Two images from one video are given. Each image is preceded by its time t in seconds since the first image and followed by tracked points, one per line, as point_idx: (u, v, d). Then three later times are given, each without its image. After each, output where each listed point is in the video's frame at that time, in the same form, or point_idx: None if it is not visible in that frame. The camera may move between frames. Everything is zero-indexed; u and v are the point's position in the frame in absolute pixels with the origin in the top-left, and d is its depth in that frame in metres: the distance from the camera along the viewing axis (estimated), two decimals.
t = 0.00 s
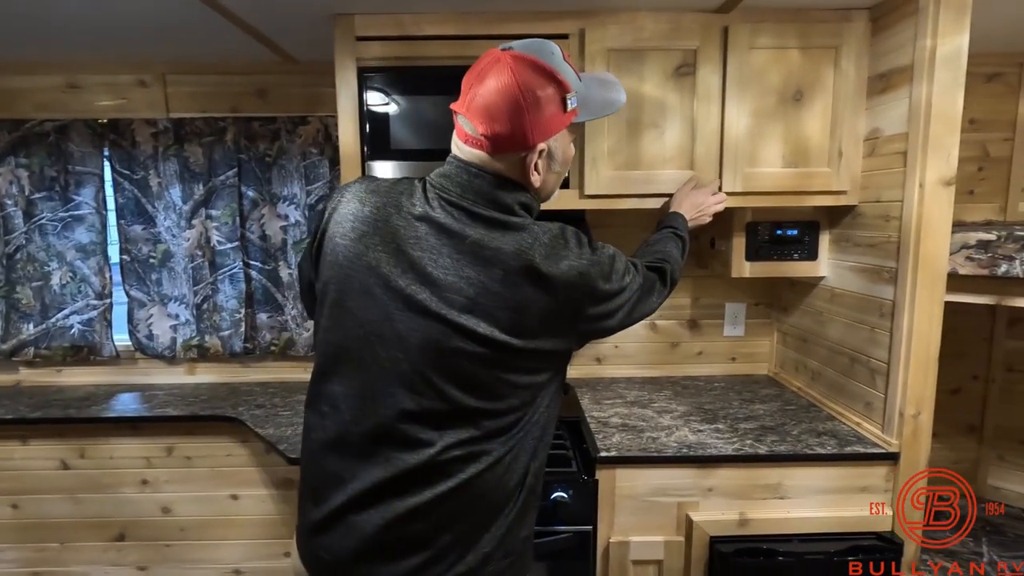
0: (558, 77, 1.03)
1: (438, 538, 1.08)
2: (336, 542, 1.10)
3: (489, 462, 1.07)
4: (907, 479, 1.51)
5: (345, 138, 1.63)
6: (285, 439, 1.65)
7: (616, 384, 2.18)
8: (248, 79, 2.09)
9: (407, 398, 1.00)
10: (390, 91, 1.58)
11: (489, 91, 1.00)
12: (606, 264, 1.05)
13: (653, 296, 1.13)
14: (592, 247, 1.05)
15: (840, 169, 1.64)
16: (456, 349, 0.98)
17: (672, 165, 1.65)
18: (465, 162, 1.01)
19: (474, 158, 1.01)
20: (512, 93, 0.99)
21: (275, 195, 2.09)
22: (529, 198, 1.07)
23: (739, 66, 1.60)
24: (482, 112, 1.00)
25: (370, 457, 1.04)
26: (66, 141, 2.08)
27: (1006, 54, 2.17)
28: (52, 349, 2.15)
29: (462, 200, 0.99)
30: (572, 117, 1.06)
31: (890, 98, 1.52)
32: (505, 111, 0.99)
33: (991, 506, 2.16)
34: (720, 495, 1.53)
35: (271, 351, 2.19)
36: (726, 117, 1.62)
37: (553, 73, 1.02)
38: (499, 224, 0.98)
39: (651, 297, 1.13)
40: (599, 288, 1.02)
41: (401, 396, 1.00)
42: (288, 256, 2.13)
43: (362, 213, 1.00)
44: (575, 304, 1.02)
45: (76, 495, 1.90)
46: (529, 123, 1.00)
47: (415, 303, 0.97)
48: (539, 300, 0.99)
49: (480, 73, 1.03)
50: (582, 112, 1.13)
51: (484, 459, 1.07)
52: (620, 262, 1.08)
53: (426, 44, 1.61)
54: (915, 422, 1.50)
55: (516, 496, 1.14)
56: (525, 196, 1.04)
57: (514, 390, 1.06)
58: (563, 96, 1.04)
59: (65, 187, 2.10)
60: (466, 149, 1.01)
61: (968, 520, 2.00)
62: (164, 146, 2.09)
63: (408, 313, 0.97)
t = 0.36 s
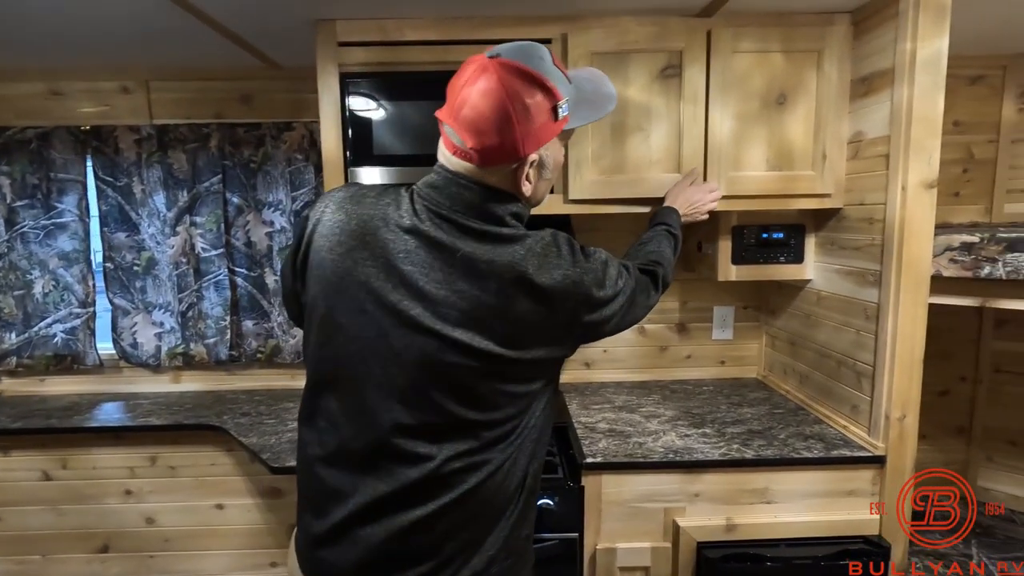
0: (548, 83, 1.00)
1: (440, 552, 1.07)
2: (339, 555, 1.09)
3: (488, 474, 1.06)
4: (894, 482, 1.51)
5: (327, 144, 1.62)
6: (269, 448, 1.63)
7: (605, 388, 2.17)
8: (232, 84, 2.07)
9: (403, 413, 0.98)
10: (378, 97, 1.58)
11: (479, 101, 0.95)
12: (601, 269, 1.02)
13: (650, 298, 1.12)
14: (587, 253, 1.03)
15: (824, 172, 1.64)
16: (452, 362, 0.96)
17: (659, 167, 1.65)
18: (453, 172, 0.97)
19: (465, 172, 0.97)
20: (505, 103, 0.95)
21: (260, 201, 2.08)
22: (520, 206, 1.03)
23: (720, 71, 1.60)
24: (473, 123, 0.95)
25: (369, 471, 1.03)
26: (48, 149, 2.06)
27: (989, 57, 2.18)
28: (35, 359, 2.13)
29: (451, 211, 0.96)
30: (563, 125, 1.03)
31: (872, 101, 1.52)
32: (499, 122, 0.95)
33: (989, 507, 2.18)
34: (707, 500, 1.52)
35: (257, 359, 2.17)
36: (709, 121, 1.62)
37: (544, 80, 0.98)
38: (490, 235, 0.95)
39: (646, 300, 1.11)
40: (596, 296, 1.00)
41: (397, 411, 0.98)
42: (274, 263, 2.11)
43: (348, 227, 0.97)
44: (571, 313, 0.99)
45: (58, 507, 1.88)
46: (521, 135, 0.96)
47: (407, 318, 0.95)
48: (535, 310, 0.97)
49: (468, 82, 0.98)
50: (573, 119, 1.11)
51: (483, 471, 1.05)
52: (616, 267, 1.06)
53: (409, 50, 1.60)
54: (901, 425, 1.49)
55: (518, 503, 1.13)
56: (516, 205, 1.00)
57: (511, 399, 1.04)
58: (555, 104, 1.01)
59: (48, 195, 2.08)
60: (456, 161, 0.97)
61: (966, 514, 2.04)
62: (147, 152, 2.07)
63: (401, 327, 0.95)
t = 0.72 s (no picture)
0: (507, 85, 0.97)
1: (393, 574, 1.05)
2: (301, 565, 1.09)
3: (443, 504, 1.01)
4: (879, 488, 1.49)
5: (306, 149, 1.60)
6: (247, 456, 1.61)
7: (592, 393, 2.15)
8: (214, 89, 2.05)
9: (357, 422, 0.97)
10: (363, 100, 1.56)
11: (435, 113, 0.94)
12: (571, 297, 0.94)
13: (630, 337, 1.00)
14: (559, 279, 0.95)
15: (808, 174, 1.63)
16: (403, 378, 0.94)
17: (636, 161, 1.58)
18: (412, 181, 0.97)
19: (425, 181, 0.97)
20: (460, 114, 0.92)
21: (242, 205, 2.06)
22: (484, 212, 1.02)
23: (703, 71, 1.58)
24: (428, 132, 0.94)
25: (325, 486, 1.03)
26: (27, 154, 2.04)
27: (975, 58, 2.17)
28: (15, 366, 2.11)
29: (409, 221, 0.94)
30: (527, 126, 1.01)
31: (854, 102, 1.51)
32: (455, 135, 0.93)
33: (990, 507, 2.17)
34: (690, 508, 1.50)
35: (240, 365, 2.15)
36: (691, 123, 1.61)
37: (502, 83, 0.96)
38: (447, 248, 0.92)
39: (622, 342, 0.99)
40: (562, 326, 0.92)
41: (349, 420, 0.98)
42: (256, 268, 2.09)
43: (308, 233, 0.97)
44: (533, 340, 0.93)
45: (37, 516, 1.86)
46: (479, 142, 0.94)
47: (359, 327, 0.94)
48: (492, 332, 0.92)
49: (424, 90, 0.95)
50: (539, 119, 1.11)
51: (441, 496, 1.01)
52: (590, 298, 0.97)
53: (388, 53, 1.59)
54: (885, 430, 1.48)
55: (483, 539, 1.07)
56: (483, 215, 0.99)
57: (473, 424, 1.00)
58: (516, 108, 0.98)
59: (27, 200, 2.06)
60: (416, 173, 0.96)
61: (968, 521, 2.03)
62: (128, 157, 2.05)
63: (354, 337, 0.94)
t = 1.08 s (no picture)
0: (446, 93, 1.04)
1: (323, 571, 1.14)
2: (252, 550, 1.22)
3: (375, 511, 1.11)
4: (859, 501, 1.45)
5: (272, 154, 1.56)
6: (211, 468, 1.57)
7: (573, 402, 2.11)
8: (189, 94, 2.03)
9: (307, 416, 1.08)
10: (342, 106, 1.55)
11: (371, 121, 1.01)
12: (509, 319, 1.01)
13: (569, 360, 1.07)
14: (499, 300, 1.02)
15: (786, 178, 1.60)
16: (343, 380, 1.04)
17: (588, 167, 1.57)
18: (354, 191, 1.05)
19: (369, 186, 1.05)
20: (397, 124, 1.00)
21: (215, 212, 2.03)
22: (432, 222, 1.10)
23: (676, 76, 1.57)
24: (368, 140, 1.02)
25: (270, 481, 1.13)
26: None
27: (960, 62, 2.13)
28: None
29: (358, 235, 1.04)
30: (469, 132, 1.08)
31: (831, 105, 1.49)
32: (392, 140, 1.01)
33: (991, 508, 2.09)
34: (664, 521, 1.46)
35: (215, 373, 2.11)
36: (665, 127, 1.59)
37: (439, 91, 1.03)
38: (388, 263, 1.01)
39: (559, 364, 1.07)
40: (494, 345, 1.00)
41: (289, 422, 1.10)
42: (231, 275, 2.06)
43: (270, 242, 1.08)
44: (466, 356, 1.01)
45: (3, 528, 1.82)
46: (418, 149, 1.02)
47: (310, 330, 1.05)
48: (427, 344, 1.00)
49: (360, 99, 1.03)
50: (484, 120, 1.12)
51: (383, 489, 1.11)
52: (531, 321, 1.04)
53: (356, 56, 1.56)
54: (865, 441, 1.44)
55: (424, 541, 1.14)
56: (431, 226, 1.08)
57: (404, 436, 1.08)
58: (453, 111, 1.04)
59: None
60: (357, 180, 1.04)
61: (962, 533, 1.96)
62: (100, 163, 2.02)
63: (304, 338, 1.05)
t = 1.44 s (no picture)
0: (387, 78, 0.94)
1: None
2: None
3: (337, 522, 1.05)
4: (839, 514, 1.37)
5: (211, 151, 1.45)
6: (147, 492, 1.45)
7: (544, 411, 2.02)
8: (132, 89, 1.91)
9: (249, 436, 0.97)
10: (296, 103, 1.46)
11: (304, 109, 0.90)
12: (469, 293, 1.02)
13: (547, 321, 1.07)
14: (454, 278, 1.03)
15: (760, 174, 1.52)
16: (290, 393, 0.95)
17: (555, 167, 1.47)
18: (289, 188, 0.95)
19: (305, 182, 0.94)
20: (333, 113, 0.89)
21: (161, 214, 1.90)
22: (379, 219, 1.02)
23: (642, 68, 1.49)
24: (301, 130, 0.90)
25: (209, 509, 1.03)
26: None
27: (937, 55, 2.08)
28: None
29: (298, 236, 0.94)
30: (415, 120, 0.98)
31: (806, 97, 1.41)
32: (328, 131, 0.90)
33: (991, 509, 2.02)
34: (635, 540, 1.37)
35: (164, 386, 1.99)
36: (633, 120, 1.50)
37: (379, 76, 0.92)
38: (338, 261, 0.94)
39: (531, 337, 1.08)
40: (459, 326, 0.99)
41: (229, 446, 0.99)
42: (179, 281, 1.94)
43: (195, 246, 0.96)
44: (431, 341, 0.97)
45: None
46: (359, 141, 0.92)
47: (248, 342, 0.95)
48: (383, 341, 0.95)
49: (289, 83, 0.90)
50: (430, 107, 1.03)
51: (344, 496, 1.06)
52: (492, 291, 1.04)
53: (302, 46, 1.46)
54: (844, 451, 1.36)
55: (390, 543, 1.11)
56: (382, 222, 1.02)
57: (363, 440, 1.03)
58: (397, 98, 0.95)
59: None
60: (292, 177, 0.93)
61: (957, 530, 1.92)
62: (35, 163, 1.89)
63: (241, 351, 0.95)
